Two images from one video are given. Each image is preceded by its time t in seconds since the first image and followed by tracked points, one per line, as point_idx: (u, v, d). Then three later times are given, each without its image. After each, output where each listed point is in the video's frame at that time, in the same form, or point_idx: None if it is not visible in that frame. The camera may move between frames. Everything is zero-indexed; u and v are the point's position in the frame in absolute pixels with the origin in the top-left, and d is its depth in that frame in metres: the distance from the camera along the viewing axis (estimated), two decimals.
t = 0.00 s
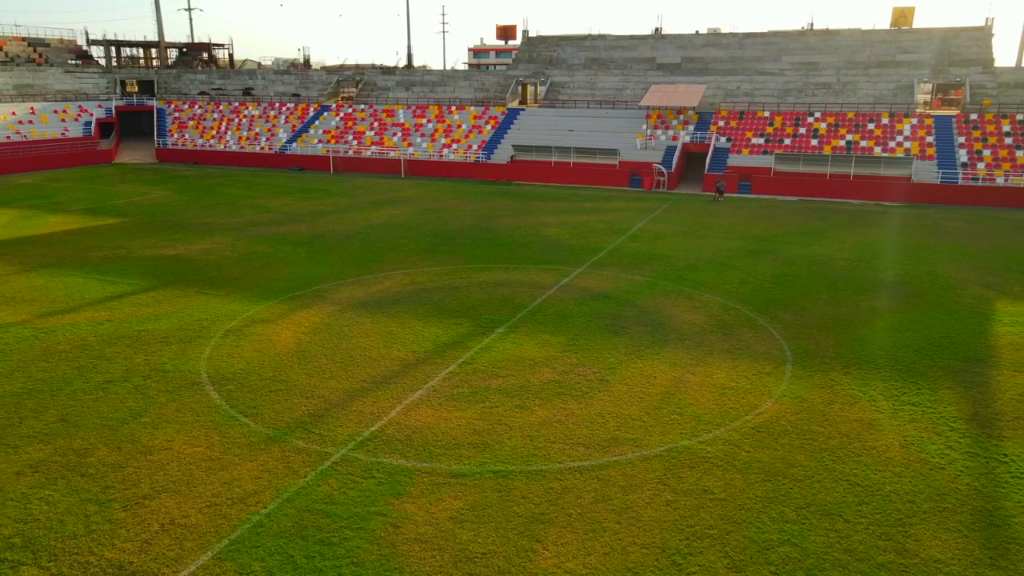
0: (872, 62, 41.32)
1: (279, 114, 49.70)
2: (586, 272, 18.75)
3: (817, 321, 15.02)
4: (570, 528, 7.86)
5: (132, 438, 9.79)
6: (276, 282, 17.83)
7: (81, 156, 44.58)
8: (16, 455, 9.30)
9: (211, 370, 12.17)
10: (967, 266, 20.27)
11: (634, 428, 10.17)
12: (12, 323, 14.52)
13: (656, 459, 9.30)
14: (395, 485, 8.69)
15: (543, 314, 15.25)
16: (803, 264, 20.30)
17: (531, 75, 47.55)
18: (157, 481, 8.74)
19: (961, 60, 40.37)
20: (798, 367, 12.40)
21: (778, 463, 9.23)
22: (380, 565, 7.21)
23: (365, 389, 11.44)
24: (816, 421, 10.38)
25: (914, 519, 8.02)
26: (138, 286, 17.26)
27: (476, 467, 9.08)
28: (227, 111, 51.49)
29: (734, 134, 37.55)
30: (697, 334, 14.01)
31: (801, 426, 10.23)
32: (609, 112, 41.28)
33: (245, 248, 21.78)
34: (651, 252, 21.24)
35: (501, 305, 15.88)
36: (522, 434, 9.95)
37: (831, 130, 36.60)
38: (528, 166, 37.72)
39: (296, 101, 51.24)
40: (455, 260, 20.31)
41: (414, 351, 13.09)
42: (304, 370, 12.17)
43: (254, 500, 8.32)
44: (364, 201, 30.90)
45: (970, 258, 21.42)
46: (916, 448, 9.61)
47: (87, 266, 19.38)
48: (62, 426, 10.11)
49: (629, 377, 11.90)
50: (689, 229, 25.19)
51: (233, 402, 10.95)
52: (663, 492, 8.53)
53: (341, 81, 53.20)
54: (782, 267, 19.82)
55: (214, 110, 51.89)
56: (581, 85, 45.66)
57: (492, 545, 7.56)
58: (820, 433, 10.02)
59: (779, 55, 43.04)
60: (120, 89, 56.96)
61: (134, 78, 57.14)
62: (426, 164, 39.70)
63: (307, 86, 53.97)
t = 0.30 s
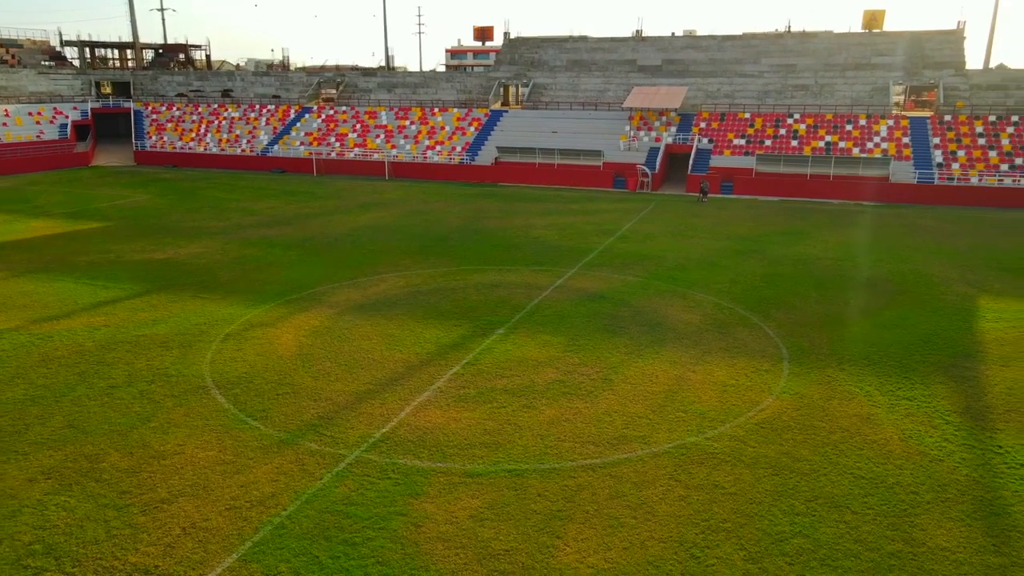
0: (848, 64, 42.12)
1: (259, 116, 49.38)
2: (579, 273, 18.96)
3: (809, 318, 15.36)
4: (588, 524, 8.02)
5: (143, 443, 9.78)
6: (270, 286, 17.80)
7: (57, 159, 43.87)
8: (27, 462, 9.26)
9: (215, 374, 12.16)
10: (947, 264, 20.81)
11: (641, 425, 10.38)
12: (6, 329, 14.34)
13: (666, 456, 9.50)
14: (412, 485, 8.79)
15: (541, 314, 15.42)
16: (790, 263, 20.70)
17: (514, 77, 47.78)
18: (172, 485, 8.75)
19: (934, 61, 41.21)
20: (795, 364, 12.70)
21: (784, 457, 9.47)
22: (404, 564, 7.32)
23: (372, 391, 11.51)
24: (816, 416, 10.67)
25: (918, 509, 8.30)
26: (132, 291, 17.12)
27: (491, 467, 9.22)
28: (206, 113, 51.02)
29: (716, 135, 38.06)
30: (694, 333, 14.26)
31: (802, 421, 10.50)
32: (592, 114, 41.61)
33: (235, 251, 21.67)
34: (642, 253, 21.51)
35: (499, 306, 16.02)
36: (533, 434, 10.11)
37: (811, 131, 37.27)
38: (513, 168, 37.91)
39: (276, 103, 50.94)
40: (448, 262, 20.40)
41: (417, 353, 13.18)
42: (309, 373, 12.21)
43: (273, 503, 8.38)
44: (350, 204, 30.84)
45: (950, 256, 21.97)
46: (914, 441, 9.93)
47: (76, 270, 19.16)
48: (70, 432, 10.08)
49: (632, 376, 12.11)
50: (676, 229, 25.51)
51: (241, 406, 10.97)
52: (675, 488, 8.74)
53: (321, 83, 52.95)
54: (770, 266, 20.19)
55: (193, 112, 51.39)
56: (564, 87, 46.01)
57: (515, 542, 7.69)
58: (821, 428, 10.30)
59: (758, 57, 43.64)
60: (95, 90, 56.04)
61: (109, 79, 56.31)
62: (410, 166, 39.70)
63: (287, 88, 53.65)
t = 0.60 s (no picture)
0: (825, 67, 42.90)
1: (239, 118, 49.00)
2: (572, 274, 19.15)
3: (801, 317, 15.71)
4: (606, 521, 8.19)
5: (154, 448, 9.77)
6: (265, 290, 17.76)
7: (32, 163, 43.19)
8: (38, 469, 9.21)
9: (220, 379, 12.15)
10: (929, 263, 21.35)
11: (649, 423, 10.58)
12: None
13: (674, 453, 9.72)
14: (428, 485, 8.90)
15: (539, 315, 15.58)
16: (778, 263, 21.10)
17: (496, 78, 47.96)
18: (188, 490, 8.77)
19: (909, 64, 42.10)
20: (791, 361, 13.01)
21: (788, 452, 9.73)
22: (429, 562, 7.43)
23: (379, 393, 11.59)
24: (816, 412, 10.95)
25: (922, 500, 8.59)
26: (125, 296, 16.98)
27: (505, 466, 9.36)
28: (185, 115, 50.52)
29: (698, 136, 38.54)
30: (691, 332, 14.52)
31: (803, 417, 10.78)
32: (575, 116, 41.93)
33: (225, 255, 21.57)
34: (632, 254, 21.79)
35: (497, 307, 16.15)
36: (543, 433, 10.27)
37: (790, 132, 37.90)
38: (498, 170, 38.05)
39: (256, 105, 50.57)
40: (441, 264, 20.48)
41: (420, 355, 13.27)
42: (314, 376, 12.25)
43: (292, 506, 8.43)
44: (336, 206, 30.77)
45: (931, 255, 22.53)
46: (913, 435, 10.24)
47: (65, 275, 18.94)
48: (79, 438, 10.03)
49: (634, 375, 12.32)
50: (663, 229, 25.83)
51: (249, 410, 10.99)
52: (686, 484, 8.94)
53: (301, 84, 52.67)
54: (758, 266, 20.56)
55: (171, 114, 50.83)
56: (546, 89, 46.26)
57: (535, 539, 7.84)
58: (822, 423, 10.58)
59: (738, 60, 44.25)
60: (69, 92, 55.14)
61: (83, 80, 55.46)
62: (394, 168, 39.66)
63: (266, 90, 53.26)
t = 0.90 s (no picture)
0: (802, 69, 43.69)
1: (218, 120, 48.55)
2: (565, 275, 19.33)
3: (793, 315, 16.05)
4: (623, 517, 8.36)
5: (165, 454, 9.75)
6: (260, 294, 17.71)
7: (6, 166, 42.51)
8: (50, 477, 9.15)
9: (223, 384, 12.12)
10: (910, 261, 21.88)
11: (655, 421, 10.79)
12: None
13: (682, 450, 9.93)
14: (445, 486, 9.00)
15: (537, 317, 15.74)
16: (765, 262, 21.48)
17: (477, 80, 48.15)
18: (205, 495, 8.78)
19: (883, 67, 43.09)
20: (787, 359, 13.31)
21: (793, 447, 9.99)
22: (454, 561, 7.54)
23: (386, 395, 11.66)
24: (816, 408, 11.25)
25: (925, 492, 8.89)
26: (118, 301, 16.82)
27: (518, 465, 9.49)
28: (162, 117, 49.93)
29: (679, 138, 39.03)
30: (687, 332, 14.78)
31: (803, 413, 11.07)
32: (558, 118, 42.24)
33: (215, 259, 21.43)
34: (622, 255, 22.02)
35: (494, 309, 16.29)
36: (552, 432, 10.42)
37: (770, 134, 38.52)
38: (482, 172, 38.17)
39: (235, 107, 50.14)
40: (434, 266, 20.56)
41: (423, 358, 13.35)
42: (319, 380, 12.27)
43: (311, 508, 8.49)
44: (322, 209, 30.66)
45: (911, 254, 23.09)
46: (910, 429, 10.57)
47: (54, 281, 18.70)
48: (88, 445, 9.97)
49: (636, 374, 12.52)
50: (650, 230, 26.13)
51: (257, 414, 11.00)
52: (697, 480, 9.14)
53: (281, 86, 52.35)
54: (746, 266, 20.92)
55: (148, 116, 50.20)
56: (528, 91, 46.49)
57: (556, 537, 7.98)
58: (822, 419, 10.86)
59: (717, 62, 44.88)
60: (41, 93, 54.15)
61: (57, 81, 54.52)
62: (378, 170, 39.59)
63: (245, 91, 52.82)
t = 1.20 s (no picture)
0: (780, 71, 44.39)
1: (197, 122, 48.03)
2: (558, 276, 19.50)
3: (784, 314, 16.38)
4: (638, 513, 8.54)
5: (177, 459, 9.74)
6: (254, 297, 17.64)
7: None
8: (62, 484, 9.09)
9: (228, 388, 12.10)
10: (893, 260, 22.39)
11: (661, 419, 10.99)
12: None
13: (690, 447, 10.14)
14: (461, 486, 9.11)
15: (534, 318, 15.89)
16: (752, 262, 21.86)
17: (459, 81, 48.22)
18: (222, 498, 8.80)
19: (858, 69, 43.90)
20: (783, 357, 13.61)
21: (797, 443, 10.25)
22: (478, 560, 7.67)
23: (393, 397, 11.74)
24: (815, 404, 11.53)
25: (926, 483, 9.19)
26: (111, 306, 16.67)
27: (531, 464, 9.63)
28: (139, 119, 49.29)
29: (662, 139, 39.48)
30: (684, 330, 15.04)
31: (803, 409, 11.35)
32: (540, 119, 42.46)
33: (205, 263, 21.29)
34: (613, 255, 22.27)
35: (491, 310, 16.40)
36: (562, 431, 10.58)
37: (750, 135, 39.09)
38: (466, 173, 38.24)
39: (214, 109, 49.66)
40: (427, 268, 20.62)
41: (425, 359, 13.43)
42: (324, 383, 12.30)
43: (331, 510, 8.56)
44: (308, 212, 30.53)
45: (893, 252, 23.62)
46: (908, 423, 10.89)
47: (42, 286, 18.44)
48: (97, 451, 9.92)
49: (637, 373, 12.73)
50: (637, 231, 26.43)
51: (265, 418, 11.01)
52: (707, 476, 9.35)
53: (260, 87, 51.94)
54: (734, 265, 21.26)
55: (125, 118, 49.52)
56: (510, 92, 46.66)
57: (575, 534, 8.14)
58: (823, 415, 11.14)
59: (696, 64, 45.47)
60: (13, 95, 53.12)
61: (29, 83, 53.55)
62: (361, 172, 39.47)
63: (224, 93, 52.32)
